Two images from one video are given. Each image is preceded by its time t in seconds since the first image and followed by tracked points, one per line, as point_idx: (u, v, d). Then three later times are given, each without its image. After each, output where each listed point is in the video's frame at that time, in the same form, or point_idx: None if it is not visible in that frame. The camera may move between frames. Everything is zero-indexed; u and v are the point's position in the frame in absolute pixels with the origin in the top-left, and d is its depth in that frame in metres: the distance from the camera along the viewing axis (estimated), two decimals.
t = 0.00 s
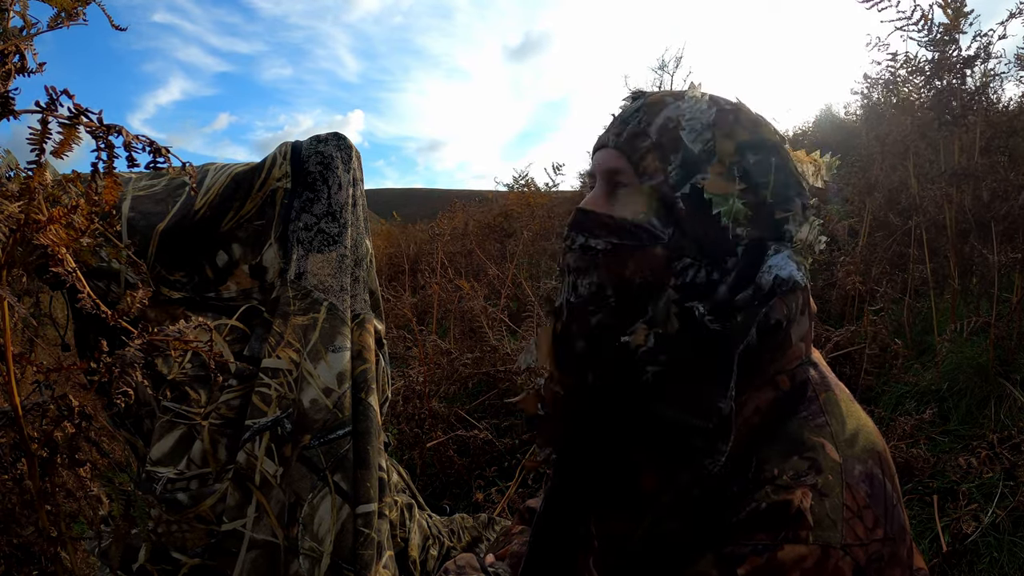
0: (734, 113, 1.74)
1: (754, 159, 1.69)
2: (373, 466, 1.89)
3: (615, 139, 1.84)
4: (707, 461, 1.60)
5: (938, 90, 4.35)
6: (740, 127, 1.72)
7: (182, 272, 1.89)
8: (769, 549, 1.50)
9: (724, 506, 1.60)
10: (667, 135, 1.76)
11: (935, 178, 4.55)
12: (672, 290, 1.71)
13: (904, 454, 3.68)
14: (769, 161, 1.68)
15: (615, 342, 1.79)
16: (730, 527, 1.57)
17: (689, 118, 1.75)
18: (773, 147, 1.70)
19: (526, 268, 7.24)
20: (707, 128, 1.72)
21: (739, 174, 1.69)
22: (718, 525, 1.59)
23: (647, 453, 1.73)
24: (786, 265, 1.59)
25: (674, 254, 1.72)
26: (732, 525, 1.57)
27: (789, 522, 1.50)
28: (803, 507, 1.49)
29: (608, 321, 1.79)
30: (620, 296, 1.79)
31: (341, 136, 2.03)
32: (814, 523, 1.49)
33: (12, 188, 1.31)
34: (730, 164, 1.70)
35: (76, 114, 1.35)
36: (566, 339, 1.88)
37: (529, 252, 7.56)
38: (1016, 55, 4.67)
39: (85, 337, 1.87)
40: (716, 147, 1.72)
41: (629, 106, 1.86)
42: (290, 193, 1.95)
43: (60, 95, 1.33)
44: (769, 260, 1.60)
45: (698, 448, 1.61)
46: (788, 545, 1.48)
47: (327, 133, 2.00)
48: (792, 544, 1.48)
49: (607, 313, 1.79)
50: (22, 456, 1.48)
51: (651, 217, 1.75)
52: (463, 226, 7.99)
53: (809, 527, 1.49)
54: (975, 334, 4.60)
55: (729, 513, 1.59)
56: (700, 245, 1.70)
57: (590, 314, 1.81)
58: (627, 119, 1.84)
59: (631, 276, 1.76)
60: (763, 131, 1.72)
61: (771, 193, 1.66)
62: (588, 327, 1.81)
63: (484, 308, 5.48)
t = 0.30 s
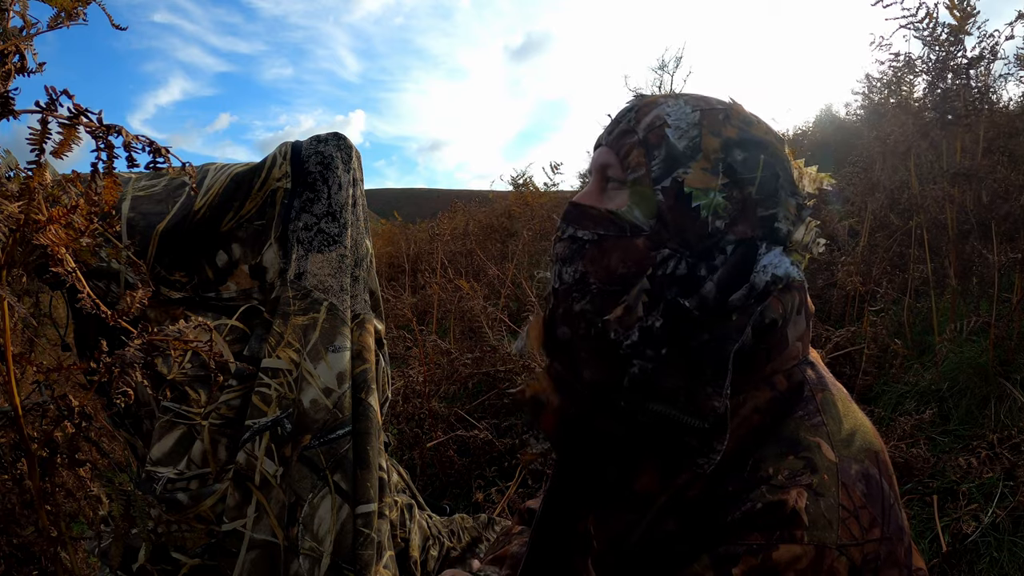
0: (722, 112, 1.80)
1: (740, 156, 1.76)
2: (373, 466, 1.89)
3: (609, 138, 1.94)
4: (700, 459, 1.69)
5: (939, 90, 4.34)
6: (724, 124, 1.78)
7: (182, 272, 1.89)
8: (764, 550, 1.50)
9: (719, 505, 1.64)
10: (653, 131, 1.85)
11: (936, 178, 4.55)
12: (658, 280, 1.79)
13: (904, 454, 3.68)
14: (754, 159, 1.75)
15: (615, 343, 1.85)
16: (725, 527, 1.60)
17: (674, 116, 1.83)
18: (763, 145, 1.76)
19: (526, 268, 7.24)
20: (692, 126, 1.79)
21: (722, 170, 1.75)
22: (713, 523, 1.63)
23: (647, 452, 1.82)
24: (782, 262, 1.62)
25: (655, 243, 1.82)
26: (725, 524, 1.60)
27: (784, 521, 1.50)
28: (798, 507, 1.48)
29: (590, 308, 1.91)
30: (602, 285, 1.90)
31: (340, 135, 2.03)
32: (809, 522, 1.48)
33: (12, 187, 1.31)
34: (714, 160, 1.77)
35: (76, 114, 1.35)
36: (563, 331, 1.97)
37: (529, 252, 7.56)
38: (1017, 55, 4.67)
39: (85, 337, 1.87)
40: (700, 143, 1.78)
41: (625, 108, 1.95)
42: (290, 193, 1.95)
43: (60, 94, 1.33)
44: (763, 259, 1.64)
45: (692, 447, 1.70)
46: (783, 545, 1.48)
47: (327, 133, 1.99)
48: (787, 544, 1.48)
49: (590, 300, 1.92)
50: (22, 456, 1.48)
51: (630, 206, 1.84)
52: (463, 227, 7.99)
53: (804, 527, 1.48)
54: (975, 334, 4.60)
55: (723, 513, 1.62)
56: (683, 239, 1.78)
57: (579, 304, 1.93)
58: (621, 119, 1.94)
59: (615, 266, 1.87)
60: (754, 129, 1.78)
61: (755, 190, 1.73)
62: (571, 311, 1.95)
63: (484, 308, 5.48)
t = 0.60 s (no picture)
0: (723, 113, 1.80)
1: (740, 156, 1.76)
2: (373, 467, 1.89)
3: (612, 138, 1.95)
4: (700, 457, 1.68)
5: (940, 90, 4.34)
6: (725, 124, 1.78)
7: (182, 272, 1.89)
8: (763, 548, 1.50)
9: (717, 504, 1.65)
10: (654, 131, 1.85)
11: (936, 178, 4.55)
12: (659, 278, 1.79)
13: (904, 454, 3.67)
14: (754, 159, 1.75)
15: (615, 339, 1.84)
16: (725, 526, 1.60)
17: (675, 116, 1.83)
18: (763, 146, 1.76)
19: (526, 268, 7.24)
20: (693, 126, 1.79)
21: (722, 170, 1.75)
22: (712, 522, 1.65)
23: (648, 450, 1.82)
24: (780, 261, 1.61)
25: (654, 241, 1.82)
26: (724, 523, 1.61)
27: (782, 520, 1.50)
28: (796, 505, 1.49)
29: (591, 302, 1.89)
30: (602, 282, 1.89)
31: (340, 136, 2.03)
32: (808, 520, 1.48)
33: (12, 187, 1.31)
34: (715, 160, 1.77)
35: (76, 114, 1.35)
36: (563, 327, 1.96)
37: (529, 252, 7.56)
38: (1017, 55, 4.67)
39: (85, 337, 1.87)
40: (700, 143, 1.78)
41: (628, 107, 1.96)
42: (290, 193, 1.95)
43: (60, 95, 1.33)
44: (762, 258, 1.63)
45: (692, 446, 1.69)
46: (781, 543, 1.49)
47: (327, 132, 1.99)
48: (786, 542, 1.48)
49: (590, 295, 1.90)
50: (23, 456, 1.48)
51: (630, 204, 1.84)
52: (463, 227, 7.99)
53: (803, 525, 1.48)
54: (975, 334, 4.60)
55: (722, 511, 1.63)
56: (682, 237, 1.79)
57: (579, 299, 1.92)
58: (624, 119, 1.94)
59: (615, 263, 1.86)
60: (755, 129, 1.78)
61: (754, 189, 1.73)
62: (571, 306, 1.93)
63: (484, 308, 5.49)
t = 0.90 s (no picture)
0: (723, 113, 1.79)
1: (739, 154, 1.75)
2: (373, 467, 1.88)
3: (614, 137, 1.96)
4: (699, 453, 1.69)
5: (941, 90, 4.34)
6: (723, 123, 1.78)
7: (182, 272, 1.89)
8: (760, 544, 1.51)
9: (716, 500, 1.65)
10: (654, 130, 1.85)
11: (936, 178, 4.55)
12: (656, 273, 1.81)
13: (904, 454, 3.67)
14: (752, 157, 1.74)
15: (611, 330, 1.84)
16: (722, 522, 1.61)
17: (675, 115, 1.82)
18: (761, 146, 1.75)
19: (527, 268, 7.24)
20: (691, 125, 1.79)
21: (720, 168, 1.75)
22: (710, 518, 1.65)
23: (647, 447, 1.82)
24: (776, 256, 1.61)
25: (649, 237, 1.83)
26: (722, 519, 1.62)
27: (780, 516, 1.52)
28: (793, 501, 1.51)
29: (590, 295, 1.91)
30: (601, 274, 1.90)
31: (340, 135, 2.03)
32: (804, 516, 1.50)
33: (12, 187, 1.31)
34: (712, 158, 1.76)
35: (76, 114, 1.35)
36: (563, 319, 1.97)
37: (529, 252, 7.56)
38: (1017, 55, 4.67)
39: (85, 337, 1.87)
40: (699, 142, 1.78)
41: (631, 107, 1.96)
42: (290, 193, 1.95)
43: (60, 95, 1.33)
44: (758, 255, 1.63)
45: (691, 442, 1.70)
46: (778, 539, 1.50)
47: (327, 132, 1.99)
48: (782, 538, 1.49)
49: (589, 287, 1.92)
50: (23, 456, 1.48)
51: (629, 200, 1.85)
52: (463, 227, 7.99)
53: (800, 521, 1.49)
54: (975, 334, 4.61)
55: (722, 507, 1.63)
56: (679, 234, 1.79)
57: (579, 292, 1.93)
58: (626, 118, 1.94)
59: (613, 257, 1.87)
60: (753, 129, 1.77)
61: (751, 187, 1.72)
62: (571, 299, 1.95)
63: (484, 308, 5.49)
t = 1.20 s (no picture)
0: (721, 116, 1.80)
1: (735, 154, 1.75)
2: (373, 467, 1.88)
3: (615, 138, 1.96)
4: (697, 449, 1.69)
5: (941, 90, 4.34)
6: (720, 123, 1.78)
7: (183, 272, 1.89)
8: (757, 538, 1.52)
9: (715, 495, 1.65)
10: (653, 130, 1.85)
11: (936, 178, 4.55)
12: (653, 269, 1.80)
13: (904, 454, 3.67)
14: (749, 157, 1.74)
15: (606, 323, 1.86)
16: (719, 517, 1.61)
17: (674, 117, 1.83)
18: (758, 147, 1.76)
19: (527, 268, 7.24)
20: (689, 125, 1.80)
21: (716, 167, 1.76)
22: (708, 513, 1.65)
23: (646, 446, 1.81)
24: (772, 254, 1.64)
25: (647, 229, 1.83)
26: (719, 514, 1.62)
27: (776, 510, 1.52)
28: (789, 495, 1.52)
29: (588, 288, 1.90)
30: (600, 269, 1.89)
31: (340, 135, 2.03)
32: (801, 511, 1.50)
33: (12, 187, 1.31)
34: (709, 157, 1.77)
35: (76, 114, 1.35)
36: (563, 313, 1.98)
37: (529, 252, 7.56)
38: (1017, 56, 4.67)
39: (85, 337, 1.87)
40: (696, 141, 1.79)
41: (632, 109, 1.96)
42: (290, 193, 1.95)
43: (60, 95, 1.33)
44: (753, 252, 1.66)
45: (689, 438, 1.70)
46: (775, 533, 1.51)
47: (327, 133, 1.99)
48: (779, 532, 1.50)
49: (588, 280, 1.91)
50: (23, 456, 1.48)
51: (627, 197, 1.85)
52: (462, 227, 7.99)
53: (796, 515, 1.50)
54: (975, 334, 4.61)
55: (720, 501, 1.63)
56: (674, 229, 1.81)
57: (577, 285, 1.92)
58: (627, 120, 1.95)
59: (613, 253, 1.86)
60: (750, 130, 1.78)
61: (747, 185, 1.72)
62: (570, 292, 1.95)
63: (484, 308, 5.49)
